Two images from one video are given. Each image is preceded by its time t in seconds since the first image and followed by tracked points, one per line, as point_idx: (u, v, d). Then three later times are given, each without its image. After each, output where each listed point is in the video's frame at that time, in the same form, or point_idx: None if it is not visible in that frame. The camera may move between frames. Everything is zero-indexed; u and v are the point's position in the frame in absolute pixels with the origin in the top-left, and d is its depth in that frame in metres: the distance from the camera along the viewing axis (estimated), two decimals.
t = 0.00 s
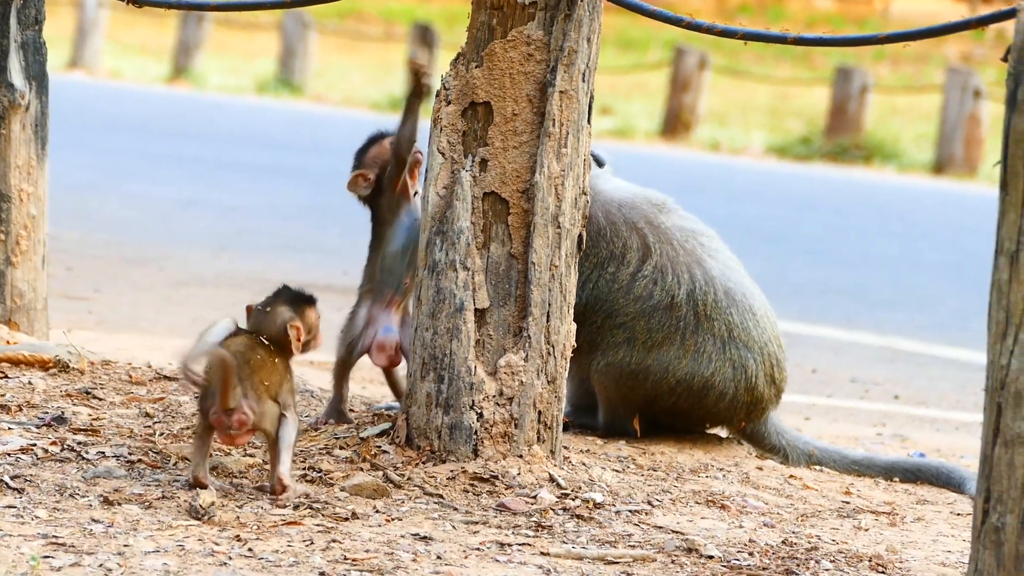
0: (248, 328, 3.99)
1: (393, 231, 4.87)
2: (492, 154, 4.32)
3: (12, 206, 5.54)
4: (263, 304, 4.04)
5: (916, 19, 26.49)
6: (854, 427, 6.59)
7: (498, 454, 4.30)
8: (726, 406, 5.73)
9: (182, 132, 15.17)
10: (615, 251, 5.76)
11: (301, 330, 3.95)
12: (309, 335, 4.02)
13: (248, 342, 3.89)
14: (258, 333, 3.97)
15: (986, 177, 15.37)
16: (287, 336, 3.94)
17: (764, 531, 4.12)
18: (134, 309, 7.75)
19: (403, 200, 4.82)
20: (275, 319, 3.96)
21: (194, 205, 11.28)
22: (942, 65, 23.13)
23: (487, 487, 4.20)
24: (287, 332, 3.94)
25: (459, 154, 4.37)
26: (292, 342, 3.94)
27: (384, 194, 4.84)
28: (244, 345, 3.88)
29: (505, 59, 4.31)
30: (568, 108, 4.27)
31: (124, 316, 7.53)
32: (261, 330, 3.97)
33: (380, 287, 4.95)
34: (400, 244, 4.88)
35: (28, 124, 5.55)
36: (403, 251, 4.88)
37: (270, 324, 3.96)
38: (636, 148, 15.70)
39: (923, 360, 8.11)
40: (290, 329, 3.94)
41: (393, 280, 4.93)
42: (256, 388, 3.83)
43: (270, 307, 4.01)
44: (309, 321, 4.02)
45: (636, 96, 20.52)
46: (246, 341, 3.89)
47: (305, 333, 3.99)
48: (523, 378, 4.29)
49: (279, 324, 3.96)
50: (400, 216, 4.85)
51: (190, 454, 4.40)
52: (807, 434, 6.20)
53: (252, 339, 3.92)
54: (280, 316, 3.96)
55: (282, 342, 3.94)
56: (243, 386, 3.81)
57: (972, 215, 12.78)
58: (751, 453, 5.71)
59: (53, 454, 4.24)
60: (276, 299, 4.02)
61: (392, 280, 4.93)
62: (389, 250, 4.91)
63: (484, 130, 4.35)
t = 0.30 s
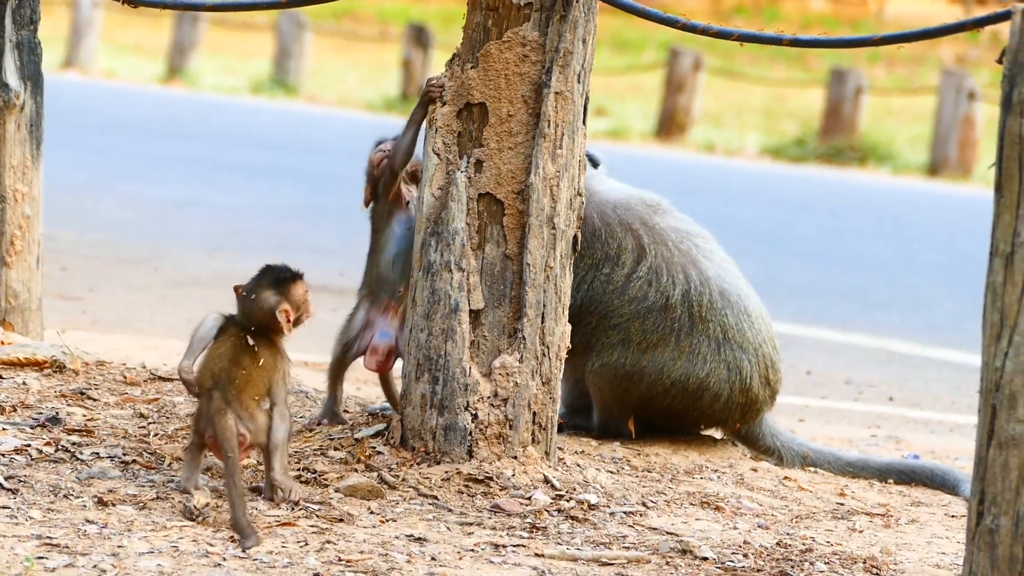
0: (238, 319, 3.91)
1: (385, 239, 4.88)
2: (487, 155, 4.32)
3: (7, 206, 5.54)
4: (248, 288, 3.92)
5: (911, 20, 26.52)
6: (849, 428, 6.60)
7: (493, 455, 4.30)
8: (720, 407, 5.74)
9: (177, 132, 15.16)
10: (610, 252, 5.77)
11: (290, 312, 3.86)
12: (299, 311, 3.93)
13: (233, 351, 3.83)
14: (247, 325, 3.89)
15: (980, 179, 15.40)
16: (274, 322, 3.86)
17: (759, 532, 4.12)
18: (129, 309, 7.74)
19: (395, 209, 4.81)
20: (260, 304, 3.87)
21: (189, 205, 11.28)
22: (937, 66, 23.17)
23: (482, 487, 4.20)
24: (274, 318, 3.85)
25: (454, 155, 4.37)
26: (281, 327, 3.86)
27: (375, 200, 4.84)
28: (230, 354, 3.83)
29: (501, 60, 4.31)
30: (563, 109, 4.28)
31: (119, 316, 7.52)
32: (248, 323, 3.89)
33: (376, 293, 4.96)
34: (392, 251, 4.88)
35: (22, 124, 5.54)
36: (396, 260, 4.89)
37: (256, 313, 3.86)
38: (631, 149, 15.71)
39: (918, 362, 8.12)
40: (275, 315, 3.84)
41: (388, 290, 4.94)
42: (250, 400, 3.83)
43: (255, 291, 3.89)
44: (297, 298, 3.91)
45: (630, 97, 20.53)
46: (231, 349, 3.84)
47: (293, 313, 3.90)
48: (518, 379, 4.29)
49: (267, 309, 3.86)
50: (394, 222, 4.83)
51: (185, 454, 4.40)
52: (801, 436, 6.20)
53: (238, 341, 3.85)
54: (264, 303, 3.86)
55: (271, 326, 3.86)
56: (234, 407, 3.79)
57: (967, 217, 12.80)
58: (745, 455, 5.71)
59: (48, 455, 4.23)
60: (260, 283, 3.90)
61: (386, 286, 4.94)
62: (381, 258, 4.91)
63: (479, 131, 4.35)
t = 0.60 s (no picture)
0: (219, 321, 3.90)
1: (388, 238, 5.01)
2: (480, 160, 4.32)
3: None
4: (230, 286, 3.93)
5: (903, 25, 26.58)
6: (841, 433, 6.60)
7: (485, 460, 4.30)
8: (713, 413, 5.74)
9: (169, 137, 15.15)
10: (602, 257, 5.77)
11: (273, 308, 3.86)
12: (281, 306, 3.93)
13: (217, 354, 3.82)
14: (230, 325, 3.88)
15: (972, 184, 15.43)
16: (257, 319, 3.85)
17: (751, 537, 4.12)
18: (121, 314, 7.73)
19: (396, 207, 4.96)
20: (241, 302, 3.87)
21: (181, 210, 11.26)
22: (929, 71, 23.23)
23: (474, 493, 4.19)
24: (257, 315, 3.84)
25: (447, 160, 4.37)
26: (264, 324, 3.85)
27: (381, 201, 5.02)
28: (214, 358, 3.81)
29: (493, 65, 4.30)
30: (556, 115, 4.28)
31: (111, 321, 7.51)
32: (231, 322, 3.88)
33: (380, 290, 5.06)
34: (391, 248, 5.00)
35: (15, 129, 5.54)
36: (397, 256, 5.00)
37: (239, 311, 3.86)
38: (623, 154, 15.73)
39: (910, 367, 8.13)
40: (258, 312, 3.84)
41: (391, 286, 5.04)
42: (241, 403, 3.84)
43: (237, 290, 3.89)
44: (278, 294, 3.91)
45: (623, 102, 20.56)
46: (215, 352, 3.82)
47: (276, 308, 3.90)
48: (511, 385, 4.29)
49: (249, 305, 3.86)
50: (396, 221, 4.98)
51: (177, 459, 4.39)
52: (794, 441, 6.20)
53: (221, 342, 3.84)
54: (246, 300, 3.86)
55: (254, 324, 3.85)
56: (228, 413, 3.79)
57: (959, 221, 12.82)
58: (738, 460, 5.70)
59: (40, 460, 4.22)
60: (241, 281, 3.91)
61: (390, 283, 5.04)
62: (387, 256, 5.03)
63: (471, 136, 4.35)
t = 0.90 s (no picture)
0: (212, 320, 3.90)
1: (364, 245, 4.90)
2: (477, 160, 4.32)
3: None
4: (217, 287, 3.92)
5: (900, 26, 26.58)
6: (839, 434, 6.60)
7: (482, 461, 4.30)
8: (710, 413, 5.74)
9: (166, 138, 15.14)
10: (599, 258, 5.76)
11: (262, 308, 3.85)
12: (270, 304, 3.93)
13: (208, 355, 3.83)
14: (221, 325, 3.88)
15: (970, 185, 15.43)
16: (247, 319, 3.85)
17: (749, 538, 4.12)
18: (118, 315, 7.72)
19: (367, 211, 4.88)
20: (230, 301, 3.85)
21: (178, 211, 11.25)
22: (926, 71, 23.23)
23: (471, 493, 4.19)
24: (247, 315, 3.83)
25: (444, 161, 4.36)
26: (255, 323, 3.85)
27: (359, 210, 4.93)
28: (206, 359, 3.83)
29: (490, 65, 4.30)
30: (553, 115, 4.28)
31: (108, 323, 7.51)
32: (221, 323, 3.87)
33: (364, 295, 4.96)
34: (367, 249, 4.86)
35: (11, 130, 5.52)
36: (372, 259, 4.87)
37: (228, 310, 3.85)
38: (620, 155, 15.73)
39: (908, 368, 8.13)
40: (247, 312, 3.83)
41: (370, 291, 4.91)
42: (235, 402, 3.84)
43: (225, 290, 3.89)
44: (266, 292, 3.91)
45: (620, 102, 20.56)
46: (207, 353, 3.84)
47: (265, 307, 3.89)
48: (508, 385, 4.29)
49: (238, 305, 3.85)
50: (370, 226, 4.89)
51: (174, 460, 4.38)
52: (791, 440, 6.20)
53: (213, 343, 3.85)
54: (235, 301, 3.85)
55: (244, 323, 3.84)
56: (222, 413, 3.79)
57: (957, 222, 12.83)
58: (735, 460, 5.71)
59: (38, 461, 4.22)
60: (229, 281, 3.90)
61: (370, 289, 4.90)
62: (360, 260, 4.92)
63: (468, 137, 4.35)
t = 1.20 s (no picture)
0: (210, 316, 3.90)
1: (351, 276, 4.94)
2: (478, 159, 4.32)
3: None
4: (213, 284, 3.92)
5: (900, 25, 26.59)
6: (840, 434, 6.60)
7: (483, 460, 4.30)
8: (711, 412, 5.74)
9: (166, 137, 15.13)
10: (601, 257, 5.76)
11: (259, 304, 3.85)
12: (266, 298, 3.93)
13: (209, 353, 3.83)
14: (219, 321, 3.88)
15: (970, 185, 15.43)
16: (245, 314, 3.85)
17: (750, 538, 4.12)
18: (117, 314, 7.71)
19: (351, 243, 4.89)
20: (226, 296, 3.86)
21: (177, 210, 11.25)
22: (927, 71, 23.24)
23: (472, 493, 4.19)
24: (244, 310, 3.83)
25: (446, 160, 4.36)
26: (251, 318, 3.85)
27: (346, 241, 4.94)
28: (207, 357, 3.84)
29: (491, 64, 4.30)
30: (554, 114, 4.28)
31: (109, 321, 7.51)
32: (219, 319, 3.88)
33: (358, 316, 4.97)
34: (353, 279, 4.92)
35: (13, 128, 5.52)
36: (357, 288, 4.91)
37: (226, 306, 3.85)
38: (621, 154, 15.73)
39: (908, 367, 8.13)
40: (243, 307, 3.83)
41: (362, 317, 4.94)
42: (237, 399, 3.84)
43: (221, 286, 3.89)
44: (262, 286, 3.91)
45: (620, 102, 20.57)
46: (207, 350, 3.85)
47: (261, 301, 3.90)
48: (509, 384, 4.29)
49: (236, 301, 3.85)
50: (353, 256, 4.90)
51: (174, 459, 4.38)
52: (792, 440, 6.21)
53: (213, 341, 3.86)
54: (231, 297, 3.85)
55: (242, 319, 3.85)
56: (224, 410, 3.80)
57: (957, 221, 12.83)
58: (736, 460, 5.71)
59: (39, 459, 4.22)
60: (224, 277, 3.91)
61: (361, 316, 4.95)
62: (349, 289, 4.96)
63: (469, 136, 4.35)
